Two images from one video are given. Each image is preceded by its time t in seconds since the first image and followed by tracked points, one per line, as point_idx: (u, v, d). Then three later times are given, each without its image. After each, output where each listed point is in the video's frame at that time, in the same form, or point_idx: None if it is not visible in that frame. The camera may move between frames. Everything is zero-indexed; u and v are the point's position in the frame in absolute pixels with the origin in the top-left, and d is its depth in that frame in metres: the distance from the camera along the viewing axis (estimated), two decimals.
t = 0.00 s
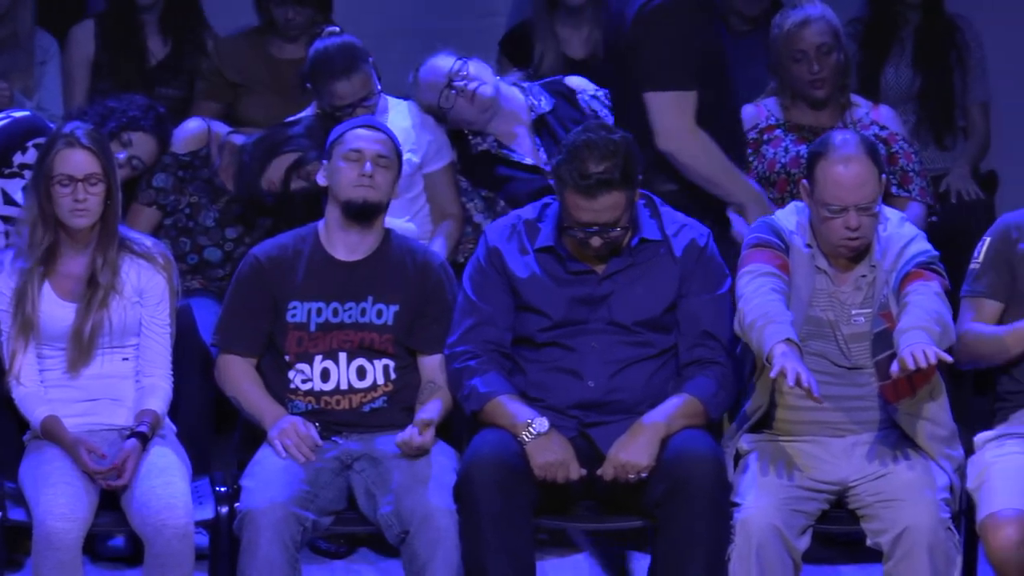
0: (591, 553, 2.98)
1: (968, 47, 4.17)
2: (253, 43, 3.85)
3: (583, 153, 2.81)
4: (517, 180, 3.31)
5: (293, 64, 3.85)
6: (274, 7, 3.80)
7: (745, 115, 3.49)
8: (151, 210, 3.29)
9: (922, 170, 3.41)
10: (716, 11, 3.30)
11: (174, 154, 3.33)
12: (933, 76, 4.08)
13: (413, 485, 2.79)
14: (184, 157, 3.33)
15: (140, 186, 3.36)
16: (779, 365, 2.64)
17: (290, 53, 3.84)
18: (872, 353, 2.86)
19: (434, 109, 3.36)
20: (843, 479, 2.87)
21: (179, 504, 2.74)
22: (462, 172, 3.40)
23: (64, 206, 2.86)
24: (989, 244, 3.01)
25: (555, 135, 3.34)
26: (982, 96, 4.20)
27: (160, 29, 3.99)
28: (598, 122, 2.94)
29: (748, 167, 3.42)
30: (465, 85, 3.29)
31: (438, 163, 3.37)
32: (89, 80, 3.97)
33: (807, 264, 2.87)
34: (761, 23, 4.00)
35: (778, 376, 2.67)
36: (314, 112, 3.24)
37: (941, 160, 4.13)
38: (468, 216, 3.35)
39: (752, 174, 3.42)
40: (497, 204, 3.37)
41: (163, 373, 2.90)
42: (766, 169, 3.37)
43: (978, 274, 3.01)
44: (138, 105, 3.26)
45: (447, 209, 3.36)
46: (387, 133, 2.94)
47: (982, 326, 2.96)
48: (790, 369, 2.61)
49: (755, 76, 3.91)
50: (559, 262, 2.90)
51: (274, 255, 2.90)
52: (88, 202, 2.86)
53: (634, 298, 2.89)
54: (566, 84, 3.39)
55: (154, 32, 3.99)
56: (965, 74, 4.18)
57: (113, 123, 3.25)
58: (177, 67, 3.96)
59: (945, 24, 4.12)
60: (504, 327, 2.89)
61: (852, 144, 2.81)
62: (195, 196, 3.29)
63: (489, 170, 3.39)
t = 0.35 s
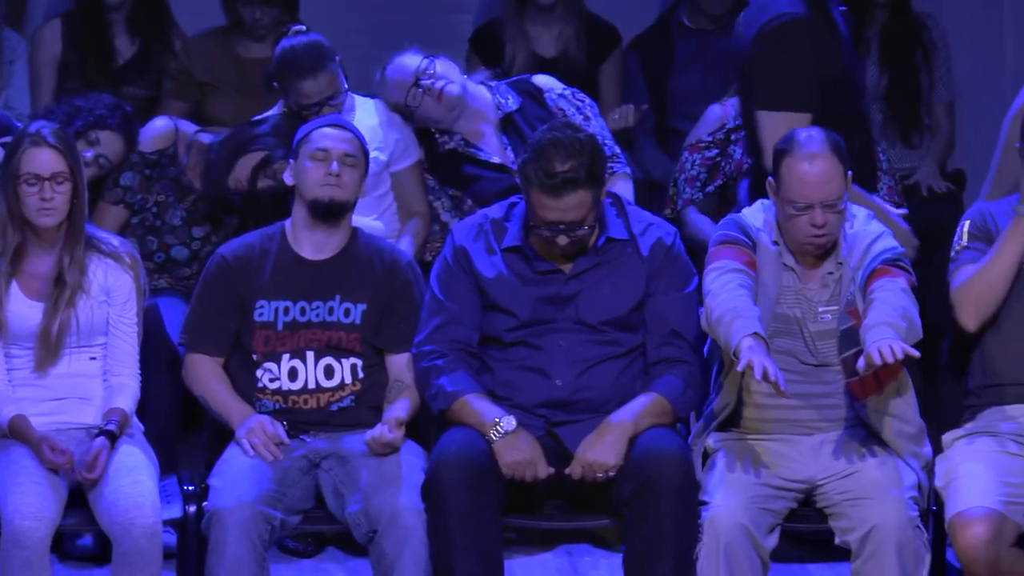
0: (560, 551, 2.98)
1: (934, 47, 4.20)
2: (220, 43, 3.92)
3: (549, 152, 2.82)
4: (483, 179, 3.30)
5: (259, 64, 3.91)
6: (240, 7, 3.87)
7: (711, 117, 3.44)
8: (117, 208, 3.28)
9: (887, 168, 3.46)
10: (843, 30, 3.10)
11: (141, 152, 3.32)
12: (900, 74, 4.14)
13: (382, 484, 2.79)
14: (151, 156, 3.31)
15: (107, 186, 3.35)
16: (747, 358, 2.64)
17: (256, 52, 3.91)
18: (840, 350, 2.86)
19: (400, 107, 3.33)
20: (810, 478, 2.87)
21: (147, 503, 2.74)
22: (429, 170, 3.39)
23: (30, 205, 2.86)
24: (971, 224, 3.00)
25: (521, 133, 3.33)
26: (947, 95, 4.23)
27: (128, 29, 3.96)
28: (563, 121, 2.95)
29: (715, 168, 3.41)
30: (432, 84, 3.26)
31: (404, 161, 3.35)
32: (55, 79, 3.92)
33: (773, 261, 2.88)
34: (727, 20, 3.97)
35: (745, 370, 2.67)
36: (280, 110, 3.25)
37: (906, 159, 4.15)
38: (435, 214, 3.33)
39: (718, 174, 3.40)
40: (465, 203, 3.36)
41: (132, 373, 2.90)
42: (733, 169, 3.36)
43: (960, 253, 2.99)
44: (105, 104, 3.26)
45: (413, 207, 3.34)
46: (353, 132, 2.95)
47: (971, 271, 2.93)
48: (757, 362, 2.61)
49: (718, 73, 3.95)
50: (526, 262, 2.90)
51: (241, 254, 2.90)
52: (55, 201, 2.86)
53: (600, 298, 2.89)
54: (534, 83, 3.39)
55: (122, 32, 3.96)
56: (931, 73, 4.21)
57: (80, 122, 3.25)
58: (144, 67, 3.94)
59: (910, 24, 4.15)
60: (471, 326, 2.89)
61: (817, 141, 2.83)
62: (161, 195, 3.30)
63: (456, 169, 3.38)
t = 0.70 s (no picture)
0: (529, 547, 2.97)
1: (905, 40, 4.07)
2: (189, 37, 3.92)
3: (520, 147, 2.81)
4: (454, 174, 3.30)
5: (230, 59, 3.90)
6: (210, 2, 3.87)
7: (681, 111, 3.37)
8: (87, 204, 3.27)
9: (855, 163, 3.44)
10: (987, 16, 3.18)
11: (111, 148, 3.32)
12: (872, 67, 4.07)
13: (352, 480, 2.79)
14: (121, 152, 3.31)
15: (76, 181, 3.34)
16: (718, 351, 2.65)
17: (225, 48, 3.90)
18: (809, 345, 2.86)
19: (370, 102, 3.35)
20: (780, 473, 2.87)
21: (117, 499, 2.73)
22: (399, 165, 3.40)
23: None
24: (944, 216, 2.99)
25: (492, 129, 3.36)
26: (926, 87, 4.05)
27: (97, 25, 3.95)
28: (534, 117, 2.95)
29: (683, 164, 3.33)
30: (402, 79, 3.30)
31: (374, 157, 3.36)
32: (25, 75, 3.92)
33: (743, 256, 2.89)
34: (696, 17, 3.94)
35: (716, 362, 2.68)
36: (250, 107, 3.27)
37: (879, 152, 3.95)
38: (405, 209, 3.34)
39: (686, 171, 3.33)
40: (434, 198, 3.36)
41: (101, 368, 2.90)
42: (701, 167, 3.30)
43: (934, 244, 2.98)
44: (74, 99, 3.27)
45: (383, 202, 3.34)
46: (323, 127, 2.94)
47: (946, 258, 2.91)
48: (729, 355, 2.62)
49: (687, 69, 3.90)
50: (496, 258, 2.90)
51: (210, 249, 2.90)
52: (24, 196, 2.86)
53: (570, 294, 2.89)
54: (504, 79, 3.39)
55: (91, 28, 3.95)
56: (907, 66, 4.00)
57: (50, 117, 3.25)
58: (113, 62, 3.95)
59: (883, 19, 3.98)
60: (441, 322, 2.89)
61: (785, 136, 2.84)
62: (130, 190, 3.30)
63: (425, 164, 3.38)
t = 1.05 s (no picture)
0: (496, 543, 2.98)
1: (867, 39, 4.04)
2: (154, 34, 3.95)
3: (487, 144, 2.81)
4: (421, 171, 3.30)
5: (195, 56, 3.92)
6: None
7: (646, 107, 3.37)
8: (54, 202, 3.28)
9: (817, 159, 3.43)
10: None
11: (77, 145, 3.34)
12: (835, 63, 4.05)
13: (319, 477, 2.79)
14: (87, 149, 3.34)
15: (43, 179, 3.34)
16: (684, 346, 2.66)
17: (190, 45, 3.92)
18: (775, 341, 2.87)
19: (337, 100, 3.35)
20: (747, 470, 2.87)
21: (84, 496, 2.73)
22: (366, 163, 3.39)
23: None
24: (906, 219, 3.00)
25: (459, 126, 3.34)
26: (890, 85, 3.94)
27: (63, 21, 3.96)
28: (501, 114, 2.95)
29: (649, 159, 3.34)
30: (369, 76, 3.29)
31: (341, 154, 3.34)
32: None
33: (710, 252, 2.89)
34: (662, 15, 3.87)
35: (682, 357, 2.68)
36: (217, 104, 3.26)
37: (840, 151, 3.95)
38: (371, 207, 3.35)
39: (652, 166, 3.33)
40: (401, 195, 3.37)
41: (69, 366, 2.89)
42: (667, 162, 3.31)
43: (896, 247, 2.99)
44: (41, 97, 3.25)
45: (349, 199, 3.35)
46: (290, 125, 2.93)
47: (908, 264, 2.93)
48: (695, 350, 2.63)
49: (653, 66, 3.81)
50: (463, 255, 2.90)
51: (177, 247, 2.90)
52: None
53: (536, 291, 2.89)
54: (470, 76, 3.38)
55: (57, 25, 3.96)
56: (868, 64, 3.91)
57: (16, 115, 3.24)
58: (79, 59, 3.95)
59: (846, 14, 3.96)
60: (407, 319, 2.89)
61: (751, 132, 2.85)
62: (96, 188, 3.32)
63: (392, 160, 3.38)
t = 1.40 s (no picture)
0: (460, 543, 2.99)
1: (834, 37, 4.08)
2: (118, 34, 3.93)
3: (449, 144, 2.80)
4: (384, 170, 3.30)
5: (157, 56, 3.92)
6: None
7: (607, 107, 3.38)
8: (16, 202, 3.27)
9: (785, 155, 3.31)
10: None
11: (40, 145, 3.35)
12: (799, 61, 4.04)
13: (282, 476, 2.79)
14: (50, 149, 3.35)
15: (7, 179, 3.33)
16: (646, 343, 2.65)
17: (156, 45, 3.92)
18: (739, 339, 2.86)
19: (300, 100, 3.35)
20: (709, 470, 2.86)
21: (47, 496, 2.73)
22: (328, 162, 3.40)
23: None
24: (870, 218, 3.00)
25: (422, 125, 3.35)
26: (848, 86, 4.13)
27: (26, 22, 3.96)
28: (463, 113, 2.94)
29: (613, 156, 3.35)
30: (331, 76, 3.29)
31: (303, 153, 3.36)
32: None
33: (673, 250, 2.90)
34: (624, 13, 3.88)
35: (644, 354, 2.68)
36: (180, 103, 3.26)
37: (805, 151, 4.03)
38: (334, 206, 3.35)
39: (616, 163, 3.35)
40: (364, 194, 3.38)
41: (32, 365, 2.89)
42: (631, 160, 3.33)
43: (858, 247, 2.99)
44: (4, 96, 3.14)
45: (313, 199, 3.36)
46: (252, 125, 2.94)
47: (870, 263, 2.93)
48: (655, 347, 2.62)
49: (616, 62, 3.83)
50: (425, 254, 2.90)
51: (140, 247, 2.90)
52: None
53: (499, 290, 2.89)
54: (432, 74, 3.37)
55: (20, 25, 3.95)
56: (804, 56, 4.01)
57: None
58: (43, 59, 3.95)
59: (813, 12, 4.03)
60: (370, 319, 2.89)
61: (712, 131, 2.83)
62: (59, 188, 3.33)
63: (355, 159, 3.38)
